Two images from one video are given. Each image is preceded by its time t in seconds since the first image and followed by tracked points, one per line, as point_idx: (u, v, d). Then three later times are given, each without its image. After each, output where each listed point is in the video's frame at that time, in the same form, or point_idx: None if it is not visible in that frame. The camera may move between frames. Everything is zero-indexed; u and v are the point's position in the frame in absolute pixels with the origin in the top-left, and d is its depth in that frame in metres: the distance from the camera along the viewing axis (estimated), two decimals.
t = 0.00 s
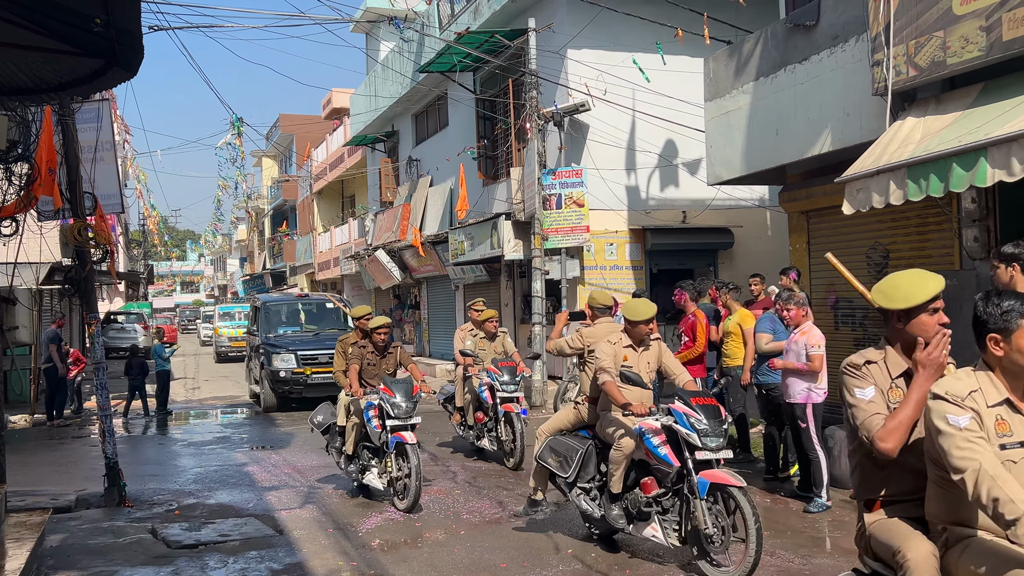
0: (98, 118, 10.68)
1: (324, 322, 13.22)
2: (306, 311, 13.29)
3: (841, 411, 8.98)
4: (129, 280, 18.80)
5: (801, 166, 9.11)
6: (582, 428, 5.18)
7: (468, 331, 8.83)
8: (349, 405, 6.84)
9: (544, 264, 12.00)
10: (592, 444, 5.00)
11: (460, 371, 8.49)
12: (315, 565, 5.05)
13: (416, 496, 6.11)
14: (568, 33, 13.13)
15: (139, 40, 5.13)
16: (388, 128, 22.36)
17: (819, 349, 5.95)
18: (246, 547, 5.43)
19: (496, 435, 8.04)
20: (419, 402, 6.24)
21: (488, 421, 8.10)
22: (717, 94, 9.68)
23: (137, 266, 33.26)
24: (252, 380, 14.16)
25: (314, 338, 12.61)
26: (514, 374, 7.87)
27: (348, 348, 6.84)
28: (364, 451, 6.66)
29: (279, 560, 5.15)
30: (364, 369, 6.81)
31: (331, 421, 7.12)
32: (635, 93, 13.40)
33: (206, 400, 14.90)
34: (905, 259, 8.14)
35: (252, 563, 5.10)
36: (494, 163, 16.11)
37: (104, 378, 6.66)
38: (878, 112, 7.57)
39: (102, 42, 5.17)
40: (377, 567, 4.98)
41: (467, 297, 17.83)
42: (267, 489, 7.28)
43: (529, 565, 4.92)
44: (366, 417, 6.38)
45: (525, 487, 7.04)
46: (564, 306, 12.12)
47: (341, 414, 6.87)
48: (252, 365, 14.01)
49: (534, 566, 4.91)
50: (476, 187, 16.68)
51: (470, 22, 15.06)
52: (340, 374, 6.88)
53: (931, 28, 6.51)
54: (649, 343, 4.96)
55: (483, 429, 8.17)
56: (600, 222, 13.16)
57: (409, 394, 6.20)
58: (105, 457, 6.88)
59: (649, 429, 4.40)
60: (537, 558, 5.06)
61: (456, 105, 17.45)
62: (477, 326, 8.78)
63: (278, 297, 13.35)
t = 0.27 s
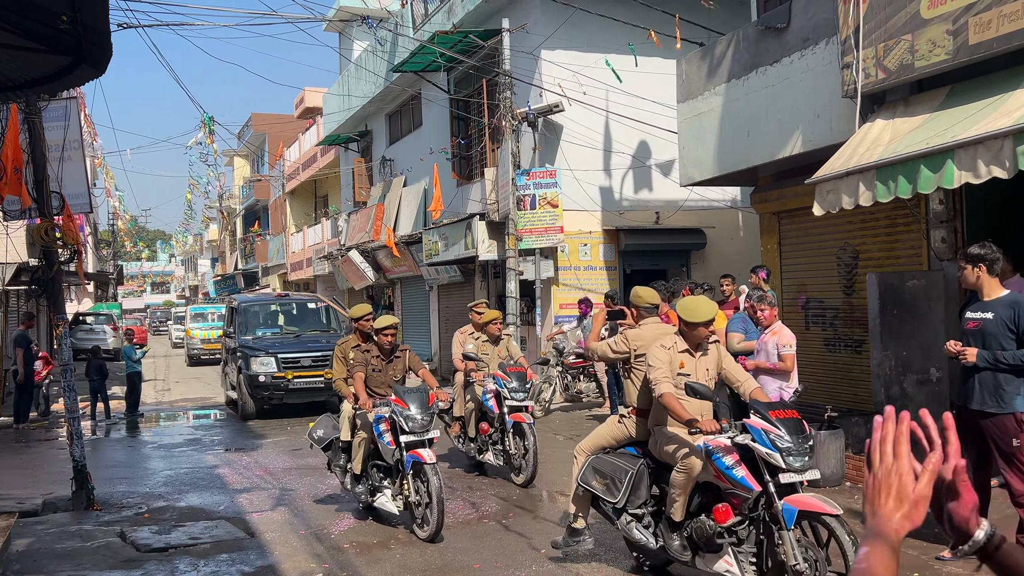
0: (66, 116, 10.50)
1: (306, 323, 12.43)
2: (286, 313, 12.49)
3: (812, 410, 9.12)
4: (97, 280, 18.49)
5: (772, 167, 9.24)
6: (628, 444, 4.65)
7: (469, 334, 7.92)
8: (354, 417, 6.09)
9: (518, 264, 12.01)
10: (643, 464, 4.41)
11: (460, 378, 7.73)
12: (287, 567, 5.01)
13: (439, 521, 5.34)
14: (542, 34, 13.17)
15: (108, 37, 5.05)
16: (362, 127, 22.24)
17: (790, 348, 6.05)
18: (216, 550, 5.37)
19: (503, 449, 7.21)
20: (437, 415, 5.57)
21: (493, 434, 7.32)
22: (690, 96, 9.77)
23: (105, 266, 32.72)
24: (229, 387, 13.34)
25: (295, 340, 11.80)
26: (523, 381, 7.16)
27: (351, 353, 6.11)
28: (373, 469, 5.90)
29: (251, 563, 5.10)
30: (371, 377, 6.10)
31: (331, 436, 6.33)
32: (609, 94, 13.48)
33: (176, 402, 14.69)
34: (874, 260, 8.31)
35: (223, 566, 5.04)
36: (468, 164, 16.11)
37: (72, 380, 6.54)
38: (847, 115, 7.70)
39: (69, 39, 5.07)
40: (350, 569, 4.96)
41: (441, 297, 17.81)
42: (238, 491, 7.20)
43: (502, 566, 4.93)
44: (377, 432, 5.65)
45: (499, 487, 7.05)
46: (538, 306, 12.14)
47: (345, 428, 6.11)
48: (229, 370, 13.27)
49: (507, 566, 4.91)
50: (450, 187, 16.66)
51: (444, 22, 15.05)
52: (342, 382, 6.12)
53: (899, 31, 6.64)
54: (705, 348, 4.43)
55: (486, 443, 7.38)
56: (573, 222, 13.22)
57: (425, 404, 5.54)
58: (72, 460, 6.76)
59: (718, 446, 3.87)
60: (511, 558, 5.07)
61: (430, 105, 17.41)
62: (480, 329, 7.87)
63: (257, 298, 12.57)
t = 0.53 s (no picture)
0: (29, 113, 10.26)
1: (286, 324, 11.53)
2: (264, 313, 11.58)
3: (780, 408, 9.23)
4: (62, 279, 18.08)
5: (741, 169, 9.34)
6: (699, 466, 3.83)
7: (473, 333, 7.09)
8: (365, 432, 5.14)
9: (489, 264, 11.97)
10: (721, 488, 3.60)
11: (469, 385, 6.91)
12: (256, 569, 4.93)
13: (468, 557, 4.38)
14: (514, 34, 13.16)
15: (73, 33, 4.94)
16: (332, 126, 22.04)
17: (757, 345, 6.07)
18: (184, 552, 5.27)
19: (515, 464, 6.49)
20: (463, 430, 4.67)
21: (506, 446, 6.52)
22: (660, 97, 9.84)
23: (69, 266, 32.03)
24: (202, 393, 12.40)
25: (274, 342, 10.91)
26: (542, 388, 6.35)
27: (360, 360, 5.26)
28: (387, 493, 4.93)
29: (218, 565, 5.01)
30: (382, 387, 5.21)
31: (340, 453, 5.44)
32: (581, 95, 13.52)
33: (144, 403, 14.41)
34: (841, 261, 8.44)
35: (190, 568, 4.94)
36: (440, 164, 16.04)
37: (35, 381, 6.38)
38: (814, 117, 7.81)
39: (32, 35, 4.95)
40: (319, 571, 4.89)
41: (413, 298, 17.72)
42: (206, 493, 7.08)
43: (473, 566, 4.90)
44: (393, 451, 4.73)
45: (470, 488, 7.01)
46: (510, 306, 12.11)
47: (354, 444, 5.15)
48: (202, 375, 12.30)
49: (478, 567, 4.88)
50: (421, 187, 16.58)
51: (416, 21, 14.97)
52: (350, 392, 5.32)
53: (865, 34, 6.75)
54: (791, 353, 3.65)
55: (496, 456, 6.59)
56: (545, 222, 13.23)
57: (448, 418, 4.54)
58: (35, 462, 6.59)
59: (820, 470, 3.14)
60: (481, 558, 5.05)
61: (401, 105, 17.31)
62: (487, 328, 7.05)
63: (232, 297, 11.63)
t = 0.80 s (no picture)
0: None
1: (266, 326, 10.71)
2: (241, 313, 10.77)
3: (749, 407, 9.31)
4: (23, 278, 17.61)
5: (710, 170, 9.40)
6: (809, 494, 3.02)
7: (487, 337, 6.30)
8: (385, 452, 4.39)
9: (460, 264, 11.92)
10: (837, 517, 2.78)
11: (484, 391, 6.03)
12: (223, 572, 4.82)
13: None
14: (485, 34, 13.12)
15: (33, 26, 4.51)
16: (302, 125, 21.78)
17: (718, 345, 6.08)
18: (149, 556, 5.13)
19: (542, 482, 5.78)
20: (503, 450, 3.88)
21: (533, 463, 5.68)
22: (630, 98, 9.86)
23: (31, 265, 31.22)
24: (174, 399, 11.52)
25: (254, 346, 10.10)
26: (575, 398, 5.57)
27: (380, 369, 4.54)
28: (413, 524, 4.13)
29: (184, 568, 4.89)
30: (404, 400, 4.48)
31: (354, 476, 4.64)
32: (551, 95, 13.52)
33: (109, 405, 14.08)
34: (808, 261, 8.53)
35: (155, 572, 4.82)
36: (410, 163, 15.92)
37: None
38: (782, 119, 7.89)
39: None
40: (288, 573, 4.79)
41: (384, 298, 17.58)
42: (172, 496, 6.92)
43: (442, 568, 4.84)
44: (422, 475, 3.92)
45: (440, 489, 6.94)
46: (481, 305, 12.07)
47: (373, 466, 4.40)
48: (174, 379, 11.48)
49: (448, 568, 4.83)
50: (392, 187, 16.44)
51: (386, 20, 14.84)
52: (366, 403, 4.56)
53: (833, 37, 6.83)
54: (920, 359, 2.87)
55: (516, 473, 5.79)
56: (516, 223, 13.20)
57: (489, 436, 3.82)
58: None
59: (977, 502, 2.22)
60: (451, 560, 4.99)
61: (372, 104, 17.15)
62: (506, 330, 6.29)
63: (206, 297, 10.81)
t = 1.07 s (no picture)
0: None
1: (251, 327, 10.09)
2: (223, 314, 10.12)
3: (720, 407, 9.38)
4: None
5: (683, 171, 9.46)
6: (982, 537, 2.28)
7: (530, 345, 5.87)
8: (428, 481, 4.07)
9: (434, 265, 11.86)
10: None
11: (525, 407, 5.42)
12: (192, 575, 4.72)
13: None
14: (458, 34, 13.07)
15: None
16: (274, 125, 21.52)
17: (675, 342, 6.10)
18: (117, 559, 5.01)
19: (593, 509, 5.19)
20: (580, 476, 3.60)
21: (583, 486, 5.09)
22: (603, 100, 9.89)
23: None
24: (152, 406, 10.84)
25: (238, 349, 9.45)
26: (634, 412, 4.96)
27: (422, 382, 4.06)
28: (468, 564, 3.82)
29: (154, 572, 4.78)
30: (450, 417, 4.03)
31: (388, 509, 4.25)
32: (525, 97, 13.52)
33: (77, 407, 13.76)
34: (779, 262, 8.63)
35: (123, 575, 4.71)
36: (384, 163, 15.79)
37: None
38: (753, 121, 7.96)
39: None
40: None
41: (357, 299, 17.44)
42: (141, 498, 6.77)
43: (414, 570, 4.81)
44: (480, 508, 3.62)
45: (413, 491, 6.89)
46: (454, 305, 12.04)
47: (414, 496, 4.09)
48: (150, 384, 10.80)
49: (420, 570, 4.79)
50: (365, 187, 16.31)
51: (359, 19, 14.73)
52: (401, 424, 4.26)
53: (803, 41, 6.90)
54: None
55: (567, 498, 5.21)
56: (489, 223, 13.18)
57: (561, 460, 3.52)
58: None
59: None
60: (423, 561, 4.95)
61: (344, 104, 17.00)
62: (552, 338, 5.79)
63: (185, 295, 10.17)
